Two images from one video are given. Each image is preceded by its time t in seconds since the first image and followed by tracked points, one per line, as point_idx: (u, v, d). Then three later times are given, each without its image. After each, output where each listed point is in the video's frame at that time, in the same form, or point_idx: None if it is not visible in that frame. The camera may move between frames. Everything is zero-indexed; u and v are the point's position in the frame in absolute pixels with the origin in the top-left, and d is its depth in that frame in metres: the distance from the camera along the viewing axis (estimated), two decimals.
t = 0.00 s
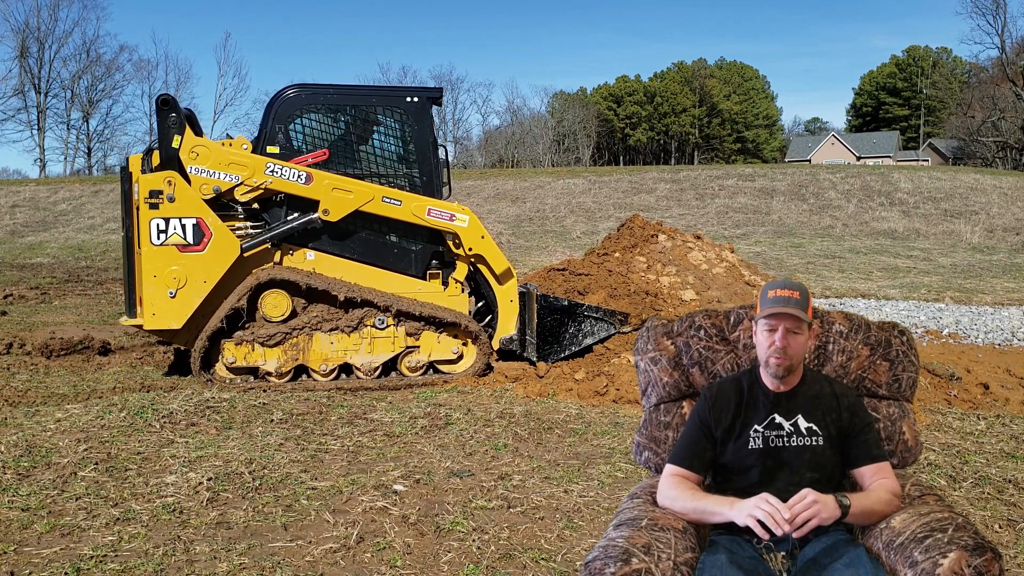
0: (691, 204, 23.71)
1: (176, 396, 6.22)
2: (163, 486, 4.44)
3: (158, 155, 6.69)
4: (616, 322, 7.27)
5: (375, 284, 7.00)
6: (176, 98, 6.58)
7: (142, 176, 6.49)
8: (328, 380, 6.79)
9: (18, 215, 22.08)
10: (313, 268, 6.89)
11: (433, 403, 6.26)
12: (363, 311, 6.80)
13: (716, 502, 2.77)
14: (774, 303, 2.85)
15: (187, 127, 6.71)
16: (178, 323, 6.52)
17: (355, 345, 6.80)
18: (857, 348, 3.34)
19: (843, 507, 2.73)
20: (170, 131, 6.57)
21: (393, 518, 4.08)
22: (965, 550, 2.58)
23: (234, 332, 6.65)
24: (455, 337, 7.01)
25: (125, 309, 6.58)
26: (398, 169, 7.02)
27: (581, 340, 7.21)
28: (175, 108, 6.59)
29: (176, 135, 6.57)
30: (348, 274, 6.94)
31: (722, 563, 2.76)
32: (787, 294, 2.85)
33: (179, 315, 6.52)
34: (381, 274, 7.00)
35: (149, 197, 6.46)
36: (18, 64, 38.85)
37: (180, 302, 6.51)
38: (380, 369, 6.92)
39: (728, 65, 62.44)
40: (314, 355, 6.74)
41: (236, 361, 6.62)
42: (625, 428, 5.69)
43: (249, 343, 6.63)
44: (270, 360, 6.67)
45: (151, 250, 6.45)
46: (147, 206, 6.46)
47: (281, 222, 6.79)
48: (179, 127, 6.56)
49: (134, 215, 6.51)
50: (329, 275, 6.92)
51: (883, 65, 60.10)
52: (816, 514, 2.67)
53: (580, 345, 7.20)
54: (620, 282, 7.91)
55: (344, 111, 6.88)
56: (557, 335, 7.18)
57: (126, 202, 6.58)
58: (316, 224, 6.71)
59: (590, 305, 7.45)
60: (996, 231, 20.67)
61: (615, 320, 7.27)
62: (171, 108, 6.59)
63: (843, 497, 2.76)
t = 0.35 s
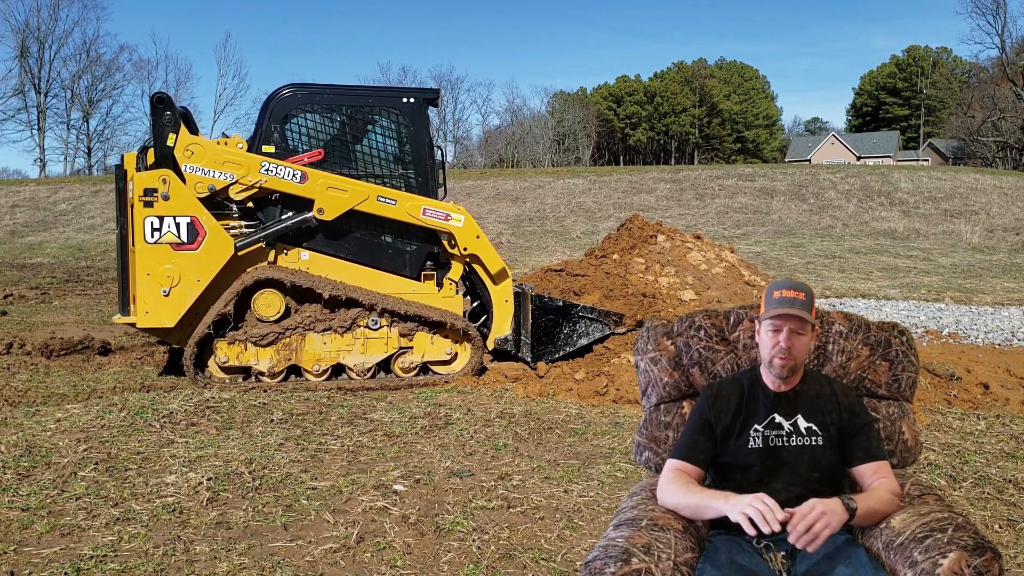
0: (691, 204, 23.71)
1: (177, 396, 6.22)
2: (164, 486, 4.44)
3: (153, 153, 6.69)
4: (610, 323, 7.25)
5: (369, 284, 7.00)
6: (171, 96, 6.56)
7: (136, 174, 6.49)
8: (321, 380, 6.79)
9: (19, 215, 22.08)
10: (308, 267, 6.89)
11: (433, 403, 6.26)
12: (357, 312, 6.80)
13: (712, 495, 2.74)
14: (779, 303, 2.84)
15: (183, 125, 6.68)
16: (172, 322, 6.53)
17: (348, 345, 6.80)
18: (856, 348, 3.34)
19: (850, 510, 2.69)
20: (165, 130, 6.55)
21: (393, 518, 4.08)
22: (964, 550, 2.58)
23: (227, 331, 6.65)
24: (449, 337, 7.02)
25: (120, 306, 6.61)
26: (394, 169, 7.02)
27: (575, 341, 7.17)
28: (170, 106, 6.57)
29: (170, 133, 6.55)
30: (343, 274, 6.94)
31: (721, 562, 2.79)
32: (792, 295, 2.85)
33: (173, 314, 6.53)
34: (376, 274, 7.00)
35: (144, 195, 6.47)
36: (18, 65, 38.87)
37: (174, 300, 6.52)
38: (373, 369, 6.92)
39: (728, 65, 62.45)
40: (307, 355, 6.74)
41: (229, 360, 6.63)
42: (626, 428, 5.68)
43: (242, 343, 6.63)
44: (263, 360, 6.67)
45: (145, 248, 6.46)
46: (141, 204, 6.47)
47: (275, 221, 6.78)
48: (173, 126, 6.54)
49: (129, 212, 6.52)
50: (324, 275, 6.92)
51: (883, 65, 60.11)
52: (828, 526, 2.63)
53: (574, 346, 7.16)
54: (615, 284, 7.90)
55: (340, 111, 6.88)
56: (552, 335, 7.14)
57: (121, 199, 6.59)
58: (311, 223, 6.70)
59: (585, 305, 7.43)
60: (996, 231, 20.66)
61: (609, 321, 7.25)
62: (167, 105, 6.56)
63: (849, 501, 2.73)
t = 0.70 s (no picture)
0: (691, 204, 23.72)
1: (177, 396, 6.22)
2: (163, 486, 4.44)
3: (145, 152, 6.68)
4: (603, 324, 7.20)
5: (361, 285, 6.99)
6: (163, 95, 6.56)
7: (128, 173, 6.49)
8: (311, 380, 6.79)
9: (19, 215, 22.08)
10: (299, 267, 6.89)
11: (433, 403, 6.26)
12: (348, 313, 6.79)
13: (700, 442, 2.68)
14: (779, 304, 2.83)
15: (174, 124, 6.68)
16: (162, 321, 6.52)
17: (339, 346, 6.79)
18: (856, 348, 3.34)
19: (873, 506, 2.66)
20: (156, 129, 6.53)
21: (393, 518, 4.08)
22: (965, 551, 2.58)
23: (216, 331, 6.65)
24: (440, 338, 6.99)
25: (110, 305, 6.59)
26: (386, 170, 7.02)
27: (568, 342, 7.13)
28: (162, 105, 6.58)
29: (162, 132, 6.53)
30: (334, 275, 6.93)
31: (722, 563, 2.78)
32: (791, 296, 2.83)
33: (163, 313, 6.52)
34: (368, 275, 6.98)
35: (135, 194, 6.47)
36: (18, 65, 38.88)
37: (164, 300, 6.51)
38: (364, 370, 6.91)
39: (728, 65, 62.47)
40: (297, 355, 6.74)
41: (219, 360, 6.63)
42: (626, 428, 5.69)
43: (232, 343, 6.64)
44: (253, 360, 6.67)
45: (136, 247, 6.46)
46: (133, 202, 6.46)
47: (267, 221, 6.78)
48: (165, 125, 6.52)
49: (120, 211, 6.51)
50: (315, 275, 6.91)
51: (883, 65, 60.12)
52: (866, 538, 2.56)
53: (567, 347, 7.13)
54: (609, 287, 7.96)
55: (332, 111, 6.88)
56: (544, 336, 7.11)
57: (112, 198, 6.58)
58: (303, 223, 6.70)
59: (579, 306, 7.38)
60: (996, 231, 20.66)
61: (603, 321, 7.19)
62: (158, 105, 6.56)
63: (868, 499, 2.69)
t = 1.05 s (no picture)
0: (691, 204, 23.71)
1: (176, 396, 6.22)
2: (164, 486, 4.44)
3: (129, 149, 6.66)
4: (587, 328, 7.16)
5: (345, 286, 6.96)
6: (147, 93, 6.53)
7: (112, 171, 6.48)
8: (293, 381, 6.76)
9: (18, 215, 22.06)
10: (284, 268, 6.88)
11: (433, 403, 6.26)
12: (331, 313, 6.78)
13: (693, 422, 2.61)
14: (788, 307, 2.82)
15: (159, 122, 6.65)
16: (145, 319, 6.54)
17: (321, 346, 6.77)
18: (857, 348, 3.34)
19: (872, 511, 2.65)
20: (141, 126, 6.52)
21: (393, 518, 4.08)
22: (965, 552, 2.58)
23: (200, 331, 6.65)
24: (425, 340, 6.96)
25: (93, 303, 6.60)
26: (374, 171, 7.01)
27: (552, 345, 7.12)
28: (146, 103, 6.53)
29: (147, 130, 6.52)
30: (318, 275, 6.91)
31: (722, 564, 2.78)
32: (801, 299, 2.83)
33: (146, 311, 6.54)
34: (353, 276, 6.96)
35: (119, 192, 6.46)
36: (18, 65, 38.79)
37: (147, 298, 6.53)
38: (347, 371, 6.88)
39: (728, 65, 62.46)
40: (280, 356, 6.72)
41: (201, 360, 6.62)
42: (626, 428, 5.69)
43: (214, 343, 6.63)
44: (236, 360, 6.66)
45: (119, 245, 6.47)
46: (116, 201, 6.46)
47: (251, 220, 6.77)
48: (150, 123, 6.51)
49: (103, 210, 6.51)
50: (299, 276, 6.90)
51: (883, 65, 60.12)
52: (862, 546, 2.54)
53: (551, 350, 7.11)
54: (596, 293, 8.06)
55: (319, 111, 6.88)
56: (528, 339, 7.12)
57: (96, 196, 6.57)
58: (287, 223, 6.69)
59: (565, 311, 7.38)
60: (996, 231, 20.65)
61: (587, 325, 7.16)
62: (143, 103, 6.53)
63: (869, 501, 2.69)
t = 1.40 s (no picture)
0: (691, 204, 23.71)
1: (176, 396, 6.22)
2: (163, 486, 4.44)
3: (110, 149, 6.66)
4: (570, 330, 7.07)
5: (326, 286, 6.96)
6: (128, 91, 6.54)
7: (92, 170, 6.50)
8: (273, 382, 6.75)
9: (19, 215, 22.05)
10: (264, 267, 6.88)
11: (433, 403, 6.26)
12: (312, 314, 6.74)
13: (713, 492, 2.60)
14: (791, 304, 2.83)
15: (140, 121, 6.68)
16: (124, 318, 6.51)
17: (302, 347, 6.74)
18: (857, 348, 3.34)
19: (872, 510, 2.66)
20: (121, 125, 6.54)
21: (393, 518, 4.08)
22: (965, 551, 2.58)
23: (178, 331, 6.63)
24: (405, 341, 6.92)
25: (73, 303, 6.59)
26: (356, 171, 7.00)
27: (535, 346, 7.04)
28: (127, 101, 6.56)
29: (127, 129, 6.54)
30: (298, 275, 6.91)
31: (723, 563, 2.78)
32: (804, 296, 2.84)
33: (125, 311, 6.52)
34: (335, 276, 6.96)
35: (99, 191, 6.47)
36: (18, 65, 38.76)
37: (127, 297, 6.51)
38: (328, 372, 6.86)
39: (728, 65, 62.50)
40: (259, 356, 6.70)
41: (181, 360, 6.61)
42: (625, 428, 5.69)
43: (194, 343, 6.61)
44: (215, 360, 6.64)
45: (99, 244, 6.46)
46: (96, 199, 6.47)
47: (232, 219, 6.78)
48: (130, 122, 6.54)
49: (83, 209, 6.51)
50: (280, 275, 6.90)
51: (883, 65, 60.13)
52: (861, 545, 2.57)
53: (533, 352, 7.03)
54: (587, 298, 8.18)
55: (301, 110, 6.88)
56: (510, 340, 7.01)
57: (77, 195, 6.57)
58: (268, 222, 6.70)
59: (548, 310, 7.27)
60: (996, 231, 20.64)
61: (570, 327, 7.06)
62: (123, 101, 6.55)
63: (869, 500, 2.70)
